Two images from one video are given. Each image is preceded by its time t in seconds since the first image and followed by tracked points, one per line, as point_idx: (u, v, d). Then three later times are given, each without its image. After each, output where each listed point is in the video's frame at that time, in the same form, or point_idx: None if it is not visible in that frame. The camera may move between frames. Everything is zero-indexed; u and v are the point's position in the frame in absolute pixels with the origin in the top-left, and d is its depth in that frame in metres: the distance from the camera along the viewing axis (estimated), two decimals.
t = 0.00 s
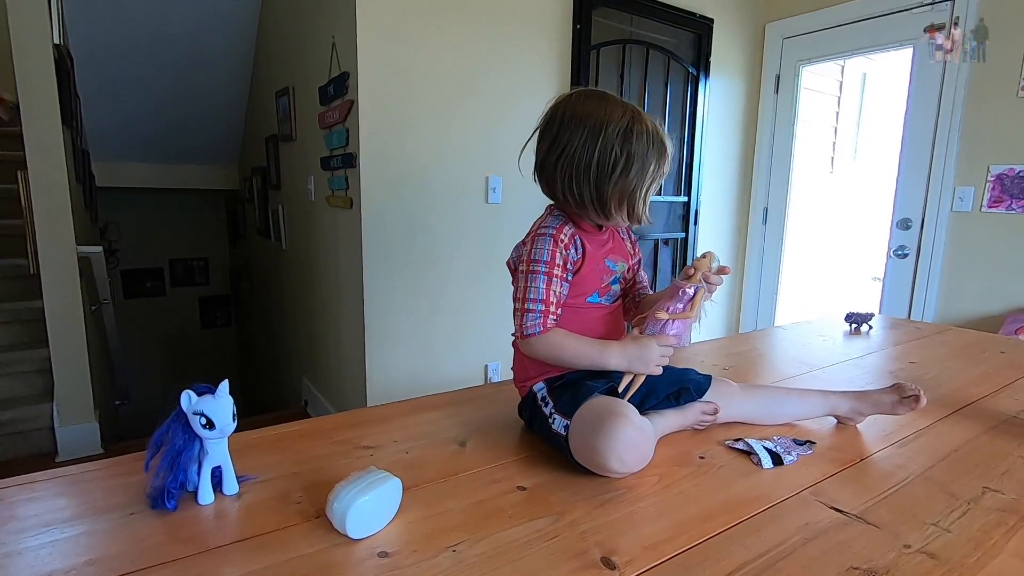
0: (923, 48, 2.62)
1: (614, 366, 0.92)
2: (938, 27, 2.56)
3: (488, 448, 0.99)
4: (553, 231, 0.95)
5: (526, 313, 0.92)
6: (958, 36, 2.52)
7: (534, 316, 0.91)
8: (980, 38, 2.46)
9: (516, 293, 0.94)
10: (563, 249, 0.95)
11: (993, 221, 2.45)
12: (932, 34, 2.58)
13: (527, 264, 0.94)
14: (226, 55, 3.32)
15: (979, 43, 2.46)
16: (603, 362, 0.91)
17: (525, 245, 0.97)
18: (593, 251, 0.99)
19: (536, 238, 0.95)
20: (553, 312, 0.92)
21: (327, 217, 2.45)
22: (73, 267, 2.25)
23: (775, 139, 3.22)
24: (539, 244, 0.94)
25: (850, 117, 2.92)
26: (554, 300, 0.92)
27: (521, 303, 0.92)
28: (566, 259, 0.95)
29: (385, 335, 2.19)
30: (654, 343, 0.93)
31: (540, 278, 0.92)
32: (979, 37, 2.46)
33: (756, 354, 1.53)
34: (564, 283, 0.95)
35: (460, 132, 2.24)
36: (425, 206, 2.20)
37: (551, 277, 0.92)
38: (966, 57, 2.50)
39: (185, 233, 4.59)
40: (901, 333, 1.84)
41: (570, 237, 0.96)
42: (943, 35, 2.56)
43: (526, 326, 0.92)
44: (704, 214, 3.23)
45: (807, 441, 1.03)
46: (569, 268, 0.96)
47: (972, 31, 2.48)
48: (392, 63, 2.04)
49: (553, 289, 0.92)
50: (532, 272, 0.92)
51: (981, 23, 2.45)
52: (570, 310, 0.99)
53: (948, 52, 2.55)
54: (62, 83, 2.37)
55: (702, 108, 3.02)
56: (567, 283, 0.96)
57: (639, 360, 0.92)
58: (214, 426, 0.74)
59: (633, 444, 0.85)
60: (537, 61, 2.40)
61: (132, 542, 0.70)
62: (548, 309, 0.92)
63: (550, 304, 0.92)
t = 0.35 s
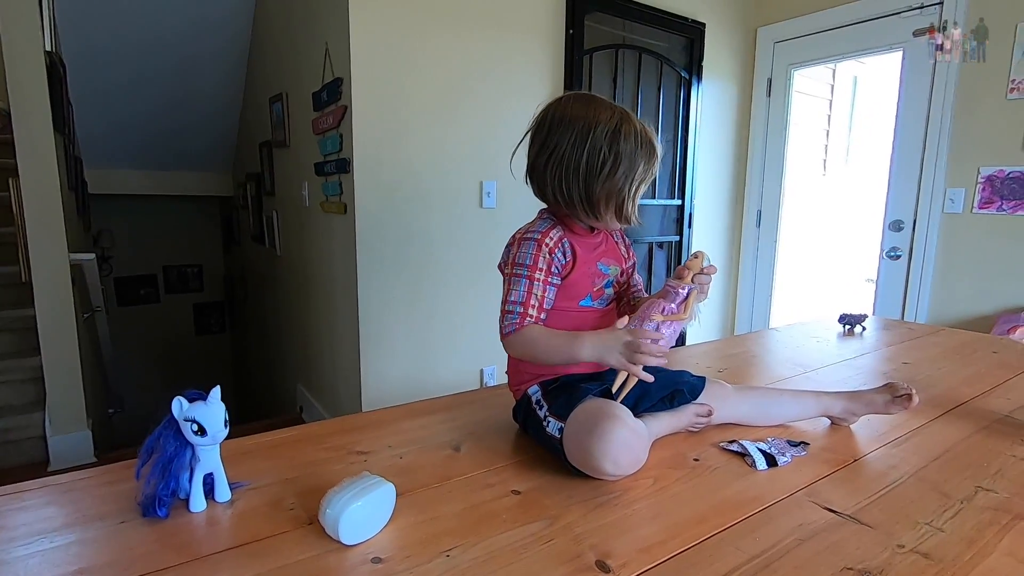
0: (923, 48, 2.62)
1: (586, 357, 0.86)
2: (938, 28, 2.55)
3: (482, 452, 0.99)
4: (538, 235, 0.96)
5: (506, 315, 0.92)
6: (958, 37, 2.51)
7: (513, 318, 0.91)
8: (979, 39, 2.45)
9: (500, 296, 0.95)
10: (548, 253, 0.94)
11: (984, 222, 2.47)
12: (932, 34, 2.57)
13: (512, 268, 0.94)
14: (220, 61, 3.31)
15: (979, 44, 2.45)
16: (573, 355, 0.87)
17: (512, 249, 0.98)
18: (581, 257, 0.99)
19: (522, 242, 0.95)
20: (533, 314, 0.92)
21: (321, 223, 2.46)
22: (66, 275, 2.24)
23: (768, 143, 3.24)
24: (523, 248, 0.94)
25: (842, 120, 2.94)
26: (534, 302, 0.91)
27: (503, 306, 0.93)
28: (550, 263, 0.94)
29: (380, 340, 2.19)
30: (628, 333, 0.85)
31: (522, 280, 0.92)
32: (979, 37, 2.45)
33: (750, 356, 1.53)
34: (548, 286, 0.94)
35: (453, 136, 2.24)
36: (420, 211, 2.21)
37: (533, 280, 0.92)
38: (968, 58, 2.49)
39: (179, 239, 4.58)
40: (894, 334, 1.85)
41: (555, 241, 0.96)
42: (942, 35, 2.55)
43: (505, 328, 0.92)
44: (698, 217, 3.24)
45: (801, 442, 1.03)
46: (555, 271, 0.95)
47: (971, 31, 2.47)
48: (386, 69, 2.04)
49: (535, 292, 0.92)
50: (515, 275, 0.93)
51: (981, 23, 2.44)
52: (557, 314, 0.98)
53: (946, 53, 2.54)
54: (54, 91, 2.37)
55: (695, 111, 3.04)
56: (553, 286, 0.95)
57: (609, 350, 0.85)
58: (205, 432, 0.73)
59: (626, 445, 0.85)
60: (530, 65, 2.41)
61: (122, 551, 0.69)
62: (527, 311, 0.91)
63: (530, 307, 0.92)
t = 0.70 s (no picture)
0: (923, 48, 2.61)
1: (610, 302, 0.85)
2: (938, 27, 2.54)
3: (482, 454, 0.98)
4: (538, 234, 0.96)
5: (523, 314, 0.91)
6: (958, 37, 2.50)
7: (532, 314, 0.90)
8: (979, 38, 2.44)
9: (513, 298, 0.94)
10: (551, 249, 0.95)
11: (981, 221, 2.47)
12: (932, 34, 2.56)
13: (518, 269, 0.94)
14: (217, 64, 3.31)
15: (978, 43, 2.45)
16: (601, 309, 0.85)
17: (515, 253, 0.98)
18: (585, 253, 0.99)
19: (523, 243, 0.96)
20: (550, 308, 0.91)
21: (319, 225, 2.45)
22: (64, 281, 2.24)
23: (765, 143, 3.24)
24: (528, 247, 0.94)
25: (839, 119, 2.95)
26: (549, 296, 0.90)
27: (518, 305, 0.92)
28: (556, 258, 0.95)
29: (379, 343, 2.19)
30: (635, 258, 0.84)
31: (532, 277, 0.92)
32: (978, 37, 2.44)
33: (749, 356, 1.54)
34: (558, 281, 0.94)
35: (451, 139, 2.24)
36: (418, 213, 2.20)
37: (542, 276, 0.92)
38: (967, 58, 2.48)
39: (177, 243, 4.57)
40: (893, 333, 1.86)
41: (557, 237, 0.97)
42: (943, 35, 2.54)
43: (525, 327, 0.91)
44: (696, 218, 3.25)
45: (801, 442, 1.03)
46: (560, 267, 0.96)
47: (971, 31, 2.46)
48: (383, 72, 2.04)
49: (548, 286, 0.92)
50: (524, 274, 0.92)
51: (980, 23, 2.43)
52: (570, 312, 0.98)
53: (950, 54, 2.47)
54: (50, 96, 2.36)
55: (692, 113, 3.05)
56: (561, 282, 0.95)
57: (626, 278, 0.84)
58: (204, 437, 0.73)
59: (627, 447, 0.85)
60: (527, 66, 2.41)
61: (121, 557, 0.69)
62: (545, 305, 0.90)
63: (546, 302, 0.91)
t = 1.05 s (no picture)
0: (921, 48, 2.61)
1: (580, 301, 0.84)
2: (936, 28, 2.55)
3: (482, 455, 0.98)
4: (521, 231, 0.97)
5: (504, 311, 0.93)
6: (958, 37, 2.51)
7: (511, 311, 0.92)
8: (979, 38, 2.45)
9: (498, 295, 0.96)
10: (533, 246, 0.95)
11: (981, 220, 2.47)
12: (932, 34, 2.57)
13: (502, 266, 0.95)
14: (216, 65, 3.31)
15: (979, 43, 2.45)
16: (573, 307, 0.85)
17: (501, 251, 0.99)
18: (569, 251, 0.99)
19: (507, 240, 0.97)
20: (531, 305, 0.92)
21: (319, 226, 2.45)
22: (64, 282, 2.24)
23: (765, 143, 3.25)
24: (509, 244, 0.96)
25: (839, 119, 2.95)
26: (528, 294, 0.91)
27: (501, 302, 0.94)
28: (538, 255, 0.95)
29: (378, 344, 2.19)
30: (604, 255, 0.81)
31: (512, 275, 0.93)
32: (979, 37, 2.44)
33: (750, 355, 1.54)
34: (541, 278, 0.95)
35: (450, 139, 2.24)
36: (417, 214, 2.20)
37: (523, 272, 0.93)
38: (967, 58, 2.48)
39: (176, 244, 4.57)
40: (893, 331, 1.85)
41: (540, 234, 0.97)
42: (943, 35, 2.54)
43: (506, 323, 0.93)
44: (696, 218, 3.25)
45: (802, 442, 1.03)
46: (544, 264, 0.96)
47: (971, 31, 2.47)
48: (382, 73, 2.04)
49: (527, 284, 0.93)
50: (506, 271, 0.94)
51: (980, 23, 2.44)
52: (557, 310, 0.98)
53: (946, 52, 2.54)
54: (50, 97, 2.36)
55: (691, 112, 3.05)
56: (545, 279, 0.95)
57: (593, 277, 0.81)
58: (205, 437, 0.73)
59: (627, 447, 0.85)
60: (527, 66, 2.41)
61: (121, 558, 0.69)
62: (524, 302, 0.92)
63: (526, 298, 0.92)
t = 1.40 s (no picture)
0: (922, 48, 2.62)
1: (581, 337, 0.86)
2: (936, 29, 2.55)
3: (486, 454, 0.99)
4: (508, 240, 0.98)
5: (499, 324, 0.94)
6: (958, 37, 2.51)
7: (506, 325, 0.94)
8: (979, 38, 2.45)
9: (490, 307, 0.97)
10: (521, 255, 0.96)
11: (983, 220, 2.47)
12: (932, 35, 2.57)
13: (491, 277, 0.96)
14: (219, 65, 3.32)
15: (979, 43, 2.45)
16: (572, 340, 0.87)
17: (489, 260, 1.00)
18: (556, 258, 1.00)
19: (495, 249, 0.98)
20: (524, 317, 0.94)
21: (321, 225, 2.45)
22: (68, 282, 2.25)
23: (767, 143, 3.24)
24: (498, 254, 0.97)
25: (841, 118, 2.95)
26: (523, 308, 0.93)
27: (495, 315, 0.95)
28: (526, 264, 0.96)
29: (380, 343, 2.19)
30: (616, 301, 0.84)
31: (504, 287, 0.94)
32: (980, 37, 2.44)
33: (752, 355, 1.54)
34: (531, 287, 0.96)
35: (453, 139, 2.24)
36: (420, 214, 2.21)
37: (514, 284, 0.94)
38: (967, 58, 2.48)
39: (179, 244, 4.58)
40: (896, 331, 1.85)
41: (527, 242, 0.98)
42: (943, 36, 2.54)
43: (502, 336, 0.95)
44: (698, 218, 3.25)
45: (805, 442, 1.03)
46: (532, 272, 0.97)
47: (972, 31, 2.47)
48: (385, 74, 2.04)
49: (520, 296, 0.94)
50: (496, 283, 0.95)
51: (981, 23, 2.44)
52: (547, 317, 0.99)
53: (947, 52, 2.53)
54: (53, 97, 2.37)
55: (693, 112, 3.05)
56: (535, 288, 0.97)
57: (600, 320, 0.84)
58: (211, 438, 0.73)
59: (630, 450, 0.85)
60: (529, 66, 2.41)
61: (128, 557, 0.69)
62: (518, 316, 0.93)
63: (520, 311, 0.94)
